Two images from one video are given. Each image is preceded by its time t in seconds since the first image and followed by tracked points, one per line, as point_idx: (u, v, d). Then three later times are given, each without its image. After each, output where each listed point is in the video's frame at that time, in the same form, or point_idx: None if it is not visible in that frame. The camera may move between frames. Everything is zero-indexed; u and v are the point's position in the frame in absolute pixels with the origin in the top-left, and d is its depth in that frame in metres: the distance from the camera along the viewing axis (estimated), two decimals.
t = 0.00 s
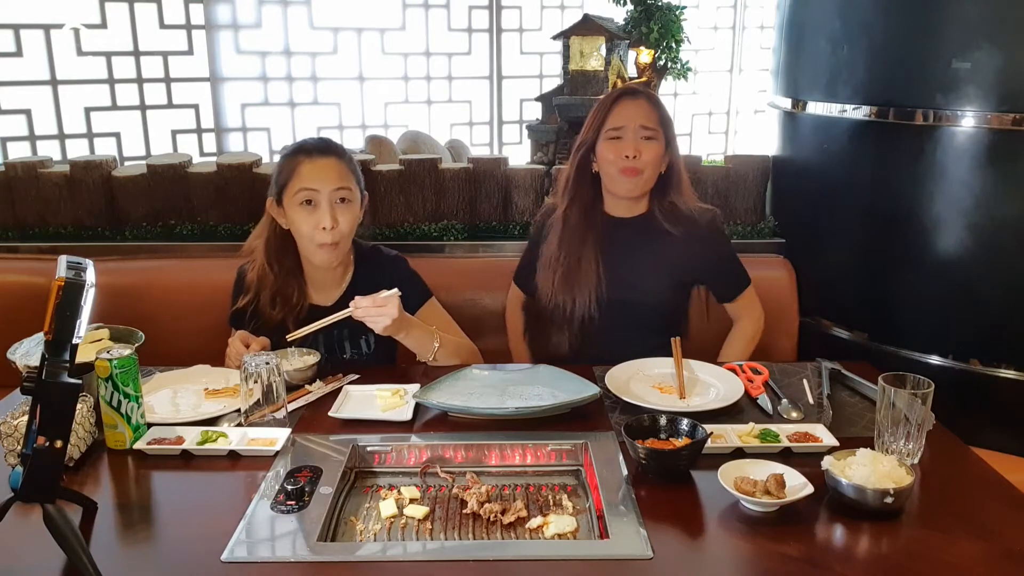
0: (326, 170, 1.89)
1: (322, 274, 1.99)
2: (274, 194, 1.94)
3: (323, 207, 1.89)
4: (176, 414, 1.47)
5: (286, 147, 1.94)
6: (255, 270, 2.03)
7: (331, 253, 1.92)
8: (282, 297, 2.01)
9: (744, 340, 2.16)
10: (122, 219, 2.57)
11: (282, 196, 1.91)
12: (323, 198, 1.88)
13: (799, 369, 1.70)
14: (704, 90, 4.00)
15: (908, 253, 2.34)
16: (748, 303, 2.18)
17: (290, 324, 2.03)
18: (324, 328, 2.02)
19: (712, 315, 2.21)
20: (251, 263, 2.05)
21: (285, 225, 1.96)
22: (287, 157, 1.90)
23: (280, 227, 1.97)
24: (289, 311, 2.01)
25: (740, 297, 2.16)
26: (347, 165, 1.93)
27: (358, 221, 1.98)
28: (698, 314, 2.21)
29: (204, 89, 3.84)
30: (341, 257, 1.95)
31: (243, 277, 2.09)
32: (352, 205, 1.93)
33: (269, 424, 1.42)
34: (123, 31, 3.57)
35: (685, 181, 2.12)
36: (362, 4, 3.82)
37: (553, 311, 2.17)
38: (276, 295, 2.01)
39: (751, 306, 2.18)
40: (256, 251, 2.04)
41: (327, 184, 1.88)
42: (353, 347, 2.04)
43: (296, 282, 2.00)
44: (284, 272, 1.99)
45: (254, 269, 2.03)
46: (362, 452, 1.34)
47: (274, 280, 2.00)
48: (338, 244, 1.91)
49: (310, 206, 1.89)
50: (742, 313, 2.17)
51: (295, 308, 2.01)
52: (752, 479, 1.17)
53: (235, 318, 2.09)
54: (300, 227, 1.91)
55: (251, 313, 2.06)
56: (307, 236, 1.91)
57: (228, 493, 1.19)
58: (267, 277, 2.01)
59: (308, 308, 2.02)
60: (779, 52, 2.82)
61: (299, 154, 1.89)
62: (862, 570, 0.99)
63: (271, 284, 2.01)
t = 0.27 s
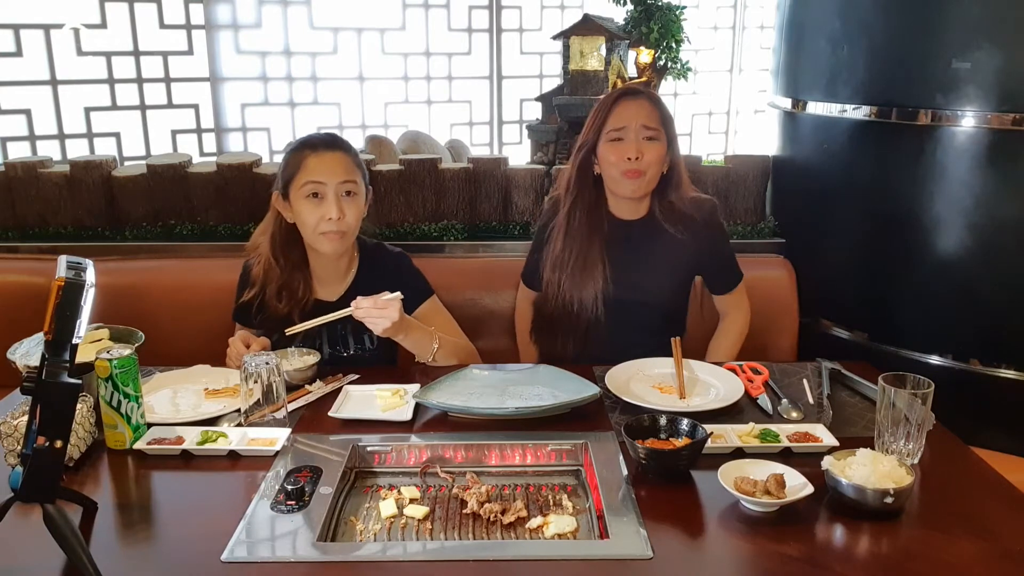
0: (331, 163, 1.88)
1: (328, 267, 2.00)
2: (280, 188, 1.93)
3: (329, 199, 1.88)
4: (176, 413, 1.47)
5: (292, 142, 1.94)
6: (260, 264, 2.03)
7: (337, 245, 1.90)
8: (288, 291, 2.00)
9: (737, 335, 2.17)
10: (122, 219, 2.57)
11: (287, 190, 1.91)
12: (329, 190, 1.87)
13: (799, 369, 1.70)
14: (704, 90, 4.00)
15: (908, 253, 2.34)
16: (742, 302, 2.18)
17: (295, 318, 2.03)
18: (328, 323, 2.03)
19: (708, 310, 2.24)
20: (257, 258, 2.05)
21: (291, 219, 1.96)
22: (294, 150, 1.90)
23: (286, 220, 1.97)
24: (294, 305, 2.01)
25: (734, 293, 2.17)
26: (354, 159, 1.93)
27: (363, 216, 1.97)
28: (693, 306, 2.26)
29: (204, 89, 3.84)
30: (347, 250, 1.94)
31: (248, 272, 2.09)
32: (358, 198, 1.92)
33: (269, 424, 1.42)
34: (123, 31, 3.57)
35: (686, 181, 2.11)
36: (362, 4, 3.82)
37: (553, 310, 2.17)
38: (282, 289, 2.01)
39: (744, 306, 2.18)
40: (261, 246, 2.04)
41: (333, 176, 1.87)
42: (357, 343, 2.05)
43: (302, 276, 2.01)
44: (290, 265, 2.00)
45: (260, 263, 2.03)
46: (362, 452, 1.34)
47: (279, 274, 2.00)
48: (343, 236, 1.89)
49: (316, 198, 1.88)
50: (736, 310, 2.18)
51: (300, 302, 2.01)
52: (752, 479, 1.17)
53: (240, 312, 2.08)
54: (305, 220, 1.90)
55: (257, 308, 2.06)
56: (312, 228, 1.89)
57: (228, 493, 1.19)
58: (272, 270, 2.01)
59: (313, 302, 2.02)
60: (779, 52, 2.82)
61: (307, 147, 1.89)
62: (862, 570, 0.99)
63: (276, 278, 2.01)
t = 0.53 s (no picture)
0: (335, 159, 1.88)
1: (332, 263, 2.00)
2: (284, 185, 1.93)
3: (333, 195, 1.87)
4: (176, 413, 1.47)
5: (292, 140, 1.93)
6: (264, 261, 2.03)
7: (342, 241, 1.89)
8: (293, 288, 2.01)
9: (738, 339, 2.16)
10: (122, 219, 2.57)
11: (291, 187, 1.90)
12: (333, 186, 1.87)
13: (799, 369, 1.70)
14: (704, 90, 4.00)
15: (908, 253, 2.34)
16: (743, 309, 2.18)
17: (300, 315, 2.03)
18: (331, 319, 2.03)
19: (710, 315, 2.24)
20: (261, 255, 2.05)
21: (294, 217, 1.96)
22: (296, 148, 1.89)
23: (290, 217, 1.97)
24: (299, 302, 2.01)
25: (736, 298, 2.15)
26: (357, 155, 1.93)
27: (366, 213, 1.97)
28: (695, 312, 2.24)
29: (204, 89, 3.84)
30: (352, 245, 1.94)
31: (252, 270, 2.09)
32: (362, 194, 1.92)
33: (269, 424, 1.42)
34: (123, 31, 3.57)
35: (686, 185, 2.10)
36: (362, 4, 3.82)
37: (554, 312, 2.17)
38: (287, 286, 2.01)
39: (748, 311, 2.17)
40: (265, 244, 2.04)
41: (337, 172, 1.87)
42: (360, 340, 2.05)
43: (306, 272, 2.01)
44: (295, 261, 2.00)
45: (264, 261, 2.03)
46: (362, 452, 1.34)
47: (283, 271, 2.01)
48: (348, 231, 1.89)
49: (320, 195, 1.88)
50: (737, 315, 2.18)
51: (305, 299, 2.01)
52: (752, 479, 1.17)
53: (246, 310, 2.09)
54: (310, 216, 1.90)
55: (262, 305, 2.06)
56: (317, 224, 1.89)
57: (228, 493, 1.19)
58: (277, 267, 2.01)
59: (318, 299, 2.02)
60: (779, 52, 2.82)
61: (309, 144, 1.88)
62: (862, 570, 0.99)
63: (281, 275, 2.01)
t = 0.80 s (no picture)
0: (338, 159, 1.89)
1: (333, 263, 2.00)
2: (286, 185, 1.94)
3: (338, 195, 1.89)
4: (176, 413, 1.47)
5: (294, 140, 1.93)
6: (265, 261, 2.04)
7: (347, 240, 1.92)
8: (294, 288, 2.01)
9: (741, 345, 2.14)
10: (122, 220, 2.57)
11: (296, 186, 1.91)
12: (338, 185, 1.89)
13: (799, 369, 1.70)
14: (704, 90, 4.00)
15: (908, 253, 2.34)
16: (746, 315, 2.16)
17: (302, 315, 2.02)
18: (333, 318, 2.02)
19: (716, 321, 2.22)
20: (261, 255, 2.05)
21: (297, 216, 1.97)
22: (300, 147, 1.90)
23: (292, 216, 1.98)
24: (300, 301, 2.01)
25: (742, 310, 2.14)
26: (360, 153, 1.94)
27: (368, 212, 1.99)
28: (700, 320, 2.23)
29: (204, 89, 3.84)
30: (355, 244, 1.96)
31: (253, 271, 2.09)
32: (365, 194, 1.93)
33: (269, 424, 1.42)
34: (123, 31, 3.57)
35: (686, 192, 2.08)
36: (362, 4, 3.82)
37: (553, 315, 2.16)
38: (288, 286, 2.01)
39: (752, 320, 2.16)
40: (266, 244, 2.04)
41: (342, 171, 1.89)
42: (361, 339, 2.05)
43: (307, 272, 2.01)
44: (296, 261, 2.01)
45: (265, 261, 2.04)
46: (362, 452, 1.34)
47: (284, 271, 2.01)
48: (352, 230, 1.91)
49: (326, 193, 1.89)
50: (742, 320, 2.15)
51: (306, 299, 2.01)
52: (752, 479, 1.17)
53: (246, 311, 2.08)
54: (313, 215, 1.91)
55: (263, 305, 2.06)
56: (321, 223, 1.90)
57: (228, 494, 1.19)
58: (278, 267, 2.02)
59: (320, 297, 2.02)
60: (779, 52, 2.82)
61: (313, 143, 1.89)
62: (862, 570, 0.99)
63: (282, 274, 2.01)
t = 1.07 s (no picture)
0: (343, 159, 1.89)
1: (335, 264, 2.01)
2: (289, 186, 1.93)
3: (345, 195, 1.89)
4: (176, 414, 1.47)
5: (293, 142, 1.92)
6: (265, 263, 2.03)
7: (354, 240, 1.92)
8: (294, 290, 2.01)
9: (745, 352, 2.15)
10: (122, 220, 2.57)
11: (301, 187, 1.90)
12: (344, 186, 1.89)
13: (799, 369, 1.70)
14: (704, 90, 4.00)
15: (909, 252, 2.34)
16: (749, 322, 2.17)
17: (303, 316, 2.03)
18: (333, 318, 2.02)
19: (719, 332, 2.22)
20: (260, 258, 2.05)
21: (300, 217, 1.97)
22: (303, 148, 1.89)
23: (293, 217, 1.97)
24: (302, 303, 2.02)
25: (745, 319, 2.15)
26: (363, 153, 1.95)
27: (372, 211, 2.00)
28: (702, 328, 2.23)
29: (204, 89, 3.84)
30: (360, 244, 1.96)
31: (252, 273, 2.08)
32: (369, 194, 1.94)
33: (269, 424, 1.42)
34: (123, 31, 3.57)
35: (687, 197, 2.07)
36: (362, 4, 3.82)
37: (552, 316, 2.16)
38: (289, 288, 2.01)
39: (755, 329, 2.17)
40: (265, 246, 2.03)
41: (348, 171, 1.89)
42: (361, 339, 2.05)
43: (308, 273, 2.02)
44: (297, 263, 2.01)
45: (264, 263, 2.03)
46: (362, 452, 1.34)
47: (284, 273, 2.01)
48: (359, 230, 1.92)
49: (335, 193, 1.88)
50: (746, 328, 2.16)
51: (307, 300, 2.01)
52: (752, 479, 1.17)
53: (247, 315, 2.08)
54: (317, 215, 1.91)
55: (263, 308, 2.06)
56: (326, 223, 1.90)
57: (228, 493, 1.19)
58: (278, 269, 2.01)
59: (320, 298, 2.02)
60: (779, 52, 2.82)
61: (317, 143, 1.89)
62: (862, 570, 0.99)
63: (284, 276, 2.01)
